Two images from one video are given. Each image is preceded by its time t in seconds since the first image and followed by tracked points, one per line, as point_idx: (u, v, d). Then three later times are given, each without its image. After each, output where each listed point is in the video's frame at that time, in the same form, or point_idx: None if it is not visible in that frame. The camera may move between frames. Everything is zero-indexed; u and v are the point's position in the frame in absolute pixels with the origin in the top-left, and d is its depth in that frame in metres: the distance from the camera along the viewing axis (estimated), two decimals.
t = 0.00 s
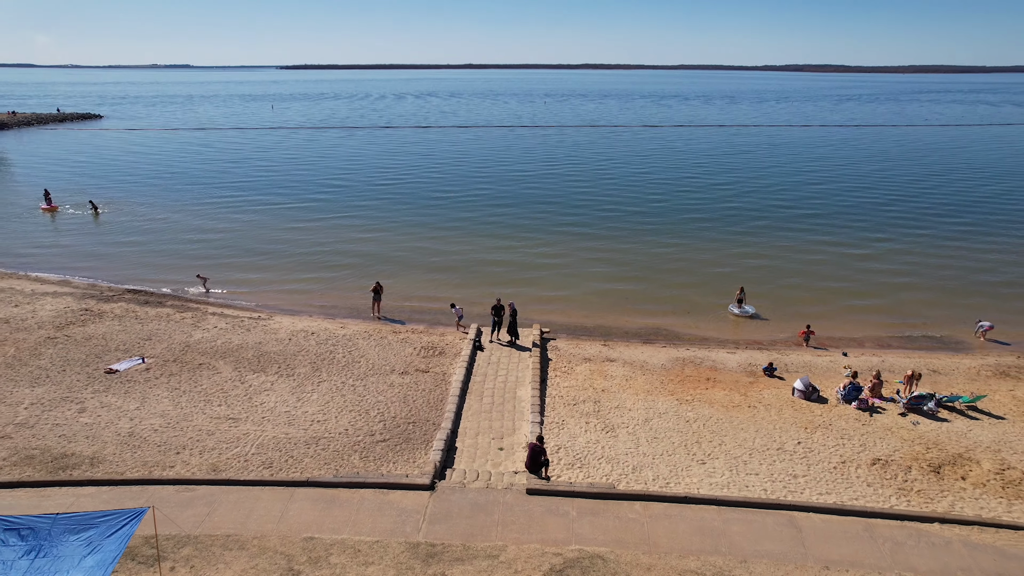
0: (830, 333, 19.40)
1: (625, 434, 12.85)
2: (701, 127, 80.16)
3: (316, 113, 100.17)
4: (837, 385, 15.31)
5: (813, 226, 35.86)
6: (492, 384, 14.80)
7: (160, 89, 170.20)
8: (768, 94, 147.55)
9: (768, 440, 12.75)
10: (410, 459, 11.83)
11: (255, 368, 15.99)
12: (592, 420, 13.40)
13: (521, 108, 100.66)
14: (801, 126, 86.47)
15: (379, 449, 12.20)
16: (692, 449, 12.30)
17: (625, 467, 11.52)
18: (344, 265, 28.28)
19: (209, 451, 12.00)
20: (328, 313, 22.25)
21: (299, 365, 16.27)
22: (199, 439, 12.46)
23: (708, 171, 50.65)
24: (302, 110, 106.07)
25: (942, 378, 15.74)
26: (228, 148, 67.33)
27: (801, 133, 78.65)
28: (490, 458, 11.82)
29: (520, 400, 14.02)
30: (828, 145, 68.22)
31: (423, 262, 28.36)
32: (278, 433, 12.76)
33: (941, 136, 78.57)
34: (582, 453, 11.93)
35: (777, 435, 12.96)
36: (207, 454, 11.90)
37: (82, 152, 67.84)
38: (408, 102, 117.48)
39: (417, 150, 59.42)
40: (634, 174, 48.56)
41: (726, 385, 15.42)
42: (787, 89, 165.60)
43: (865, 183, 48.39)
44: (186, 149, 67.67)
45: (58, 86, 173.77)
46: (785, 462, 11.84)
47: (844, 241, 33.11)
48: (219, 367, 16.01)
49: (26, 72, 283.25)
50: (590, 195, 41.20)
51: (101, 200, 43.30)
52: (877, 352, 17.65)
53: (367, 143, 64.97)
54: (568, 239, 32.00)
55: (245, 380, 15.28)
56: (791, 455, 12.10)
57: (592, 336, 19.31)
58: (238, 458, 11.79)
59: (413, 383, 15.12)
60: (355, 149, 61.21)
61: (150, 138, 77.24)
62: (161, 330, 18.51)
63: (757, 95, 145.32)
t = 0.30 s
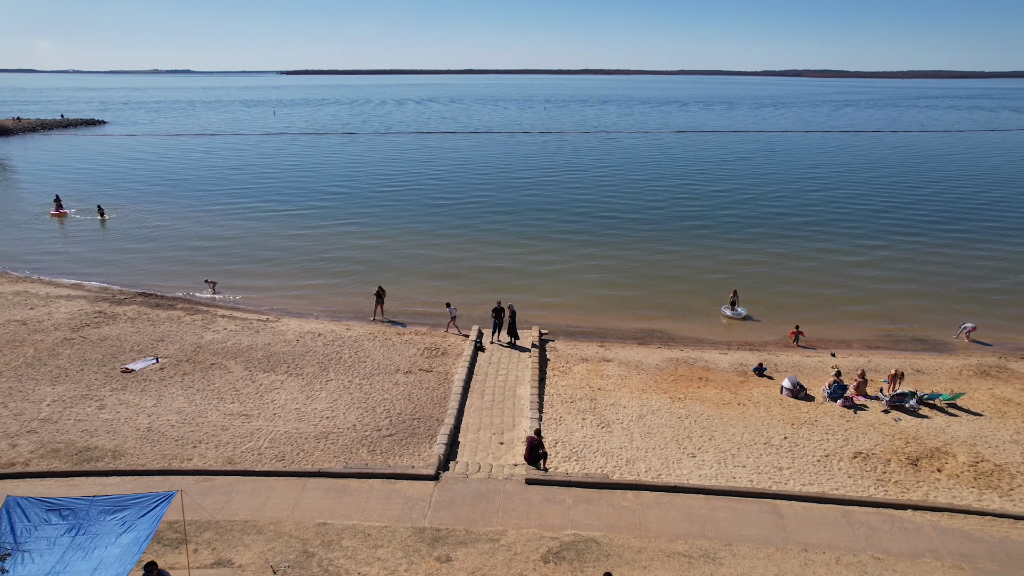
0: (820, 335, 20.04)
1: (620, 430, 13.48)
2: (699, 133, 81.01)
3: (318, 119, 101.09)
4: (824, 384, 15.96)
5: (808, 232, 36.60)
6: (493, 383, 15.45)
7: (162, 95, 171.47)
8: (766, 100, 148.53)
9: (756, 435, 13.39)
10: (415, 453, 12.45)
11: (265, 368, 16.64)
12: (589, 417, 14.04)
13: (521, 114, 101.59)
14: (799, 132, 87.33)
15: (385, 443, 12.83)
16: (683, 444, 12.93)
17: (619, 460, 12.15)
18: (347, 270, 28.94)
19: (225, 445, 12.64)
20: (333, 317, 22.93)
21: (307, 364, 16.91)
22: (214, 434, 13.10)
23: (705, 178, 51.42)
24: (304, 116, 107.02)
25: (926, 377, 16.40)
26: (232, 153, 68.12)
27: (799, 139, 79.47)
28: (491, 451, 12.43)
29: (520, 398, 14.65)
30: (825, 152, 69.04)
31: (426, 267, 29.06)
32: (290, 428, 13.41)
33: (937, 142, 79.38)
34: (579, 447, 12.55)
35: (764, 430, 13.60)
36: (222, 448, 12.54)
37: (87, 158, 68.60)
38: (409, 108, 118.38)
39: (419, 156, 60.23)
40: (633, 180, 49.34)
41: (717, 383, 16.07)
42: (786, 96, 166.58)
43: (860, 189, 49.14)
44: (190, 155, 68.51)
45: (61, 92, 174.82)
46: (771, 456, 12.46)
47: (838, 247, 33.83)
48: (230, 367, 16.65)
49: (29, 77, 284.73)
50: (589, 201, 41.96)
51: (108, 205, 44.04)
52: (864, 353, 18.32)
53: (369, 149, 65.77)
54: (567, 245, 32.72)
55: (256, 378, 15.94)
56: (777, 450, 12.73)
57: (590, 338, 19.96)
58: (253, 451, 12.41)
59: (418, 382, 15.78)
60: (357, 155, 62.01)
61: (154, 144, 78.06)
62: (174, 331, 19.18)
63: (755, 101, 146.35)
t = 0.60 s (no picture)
0: (810, 336, 20.70)
1: (616, 425, 14.12)
2: (698, 139, 81.80)
3: (320, 125, 101.92)
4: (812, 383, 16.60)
5: (803, 238, 37.31)
6: (494, 381, 16.10)
7: (164, 100, 172.29)
8: (765, 106, 149.40)
9: (745, 430, 14.03)
10: (421, 447, 13.08)
11: (275, 367, 17.29)
12: (586, 414, 14.68)
13: (521, 119, 102.41)
14: (796, 137, 88.14)
15: (392, 438, 13.47)
16: (676, 439, 13.56)
17: (614, 454, 12.77)
18: (352, 275, 29.64)
19: (239, 440, 13.27)
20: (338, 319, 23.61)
21: (315, 364, 17.56)
22: (228, 430, 13.74)
23: (703, 184, 52.14)
24: (306, 122, 107.95)
25: (911, 377, 17.05)
26: (236, 159, 68.85)
27: (797, 145, 80.25)
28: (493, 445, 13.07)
29: (520, 397, 15.30)
30: (822, 157, 69.83)
31: (428, 272, 29.74)
32: (300, 424, 14.05)
33: (933, 148, 80.16)
34: (576, 442, 13.19)
35: (753, 426, 14.23)
36: (237, 442, 13.18)
37: (92, 163, 69.31)
38: (411, 113, 119.21)
39: (420, 162, 61.01)
40: (631, 186, 50.07)
41: (709, 383, 16.71)
42: (785, 101, 167.41)
43: (856, 194, 49.83)
44: (194, 160, 69.34)
45: (64, 97, 175.96)
46: (759, 450, 13.09)
47: (832, 252, 34.53)
48: (241, 367, 17.30)
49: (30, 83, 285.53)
50: (588, 207, 42.67)
51: (115, 210, 44.81)
52: (852, 353, 18.97)
53: (371, 155, 66.53)
54: (566, 250, 33.41)
55: (266, 377, 16.59)
56: (765, 445, 13.36)
57: (588, 340, 20.61)
58: (266, 446, 13.05)
59: (422, 381, 16.42)
60: (359, 161, 62.80)
61: (158, 149, 78.81)
62: (185, 333, 19.84)
63: (753, 106, 147.32)
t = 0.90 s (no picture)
0: (802, 338, 21.35)
1: (612, 423, 14.76)
2: (696, 145, 82.57)
3: (322, 131, 102.78)
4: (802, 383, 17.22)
5: (799, 243, 37.99)
6: (495, 381, 16.75)
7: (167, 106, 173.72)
8: (764, 111, 150.21)
9: (736, 427, 14.65)
10: (425, 443, 13.71)
11: (284, 367, 17.96)
12: (584, 412, 15.31)
13: (522, 125, 103.27)
14: (795, 143, 88.89)
15: (398, 434, 14.10)
16: (669, 435, 14.19)
17: (610, 448, 13.40)
18: (356, 280, 30.31)
19: (252, 436, 13.91)
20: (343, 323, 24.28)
21: (323, 365, 18.22)
22: (242, 426, 14.39)
23: (701, 190, 52.86)
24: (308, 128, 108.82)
25: (897, 377, 17.68)
26: (239, 165, 69.61)
27: (795, 151, 81.05)
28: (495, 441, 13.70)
29: (520, 396, 15.93)
30: (820, 163, 70.59)
31: (430, 277, 30.45)
32: (310, 421, 14.68)
33: (931, 154, 80.85)
34: (574, 438, 13.81)
35: (744, 423, 14.87)
36: (250, 438, 13.81)
37: (97, 169, 70.10)
38: (412, 119, 120.15)
39: (422, 168, 61.76)
40: (631, 193, 50.78)
41: (702, 382, 17.35)
42: (785, 107, 168.18)
43: (853, 201, 50.47)
44: (198, 165, 70.10)
45: (68, 104, 176.85)
46: (749, 446, 13.70)
47: (827, 258, 35.20)
48: (252, 367, 17.96)
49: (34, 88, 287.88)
50: (587, 214, 43.41)
51: (122, 216, 45.56)
52: (842, 355, 19.61)
53: (373, 161, 67.31)
54: (565, 256, 34.10)
55: (276, 377, 17.26)
56: (754, 441, 13.98)
57: (586, 342, 21.27)
58: (279, 441, 13.69)
59: (426, 380, 17.06)
60: (362, 167, 63.56)
61: (162, 155, 79.58)
62: (197, 335, 20.52)
63: (753, 112, 148.13)
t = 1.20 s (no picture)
0: (795, 340, 21.99)
1: (608, 420, 15.40)
2: (696, 150, 83.31)
3: (325, 136, 103.68)
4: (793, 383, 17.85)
5: (795, 248, 38.66)
6: (496, 381, 17.40)
7: (170, 111, 174.77)
8: (764, 116, 151.04)
9: (728, 424, 15.28)
10: (430, 439, 14.34)
11: (293, 367, 18.61)
12: (582, 410, 15.95)
13: (523, 131, 104.06)
14: (794, 149, 89.61)
15: (404, 431, 14.73)
16: (664, 431, 14.82)
17: (606, 444, 14.02)
18: (361, 286, 30.99)
19: (264, 432, 14.55)
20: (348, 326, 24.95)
21: (330, 365, 18.88)
22: (254, 423, 15.01)
23: (700, 196, 53.57)
24: (311, 133, 109.78)
25: (885, 377, 18.32)
26: (243, 170, 70.42)
27: (794, 156, 81.74)
28: (496, 436, 14.33)
29: (520, 395, 16.56)
30: (818, 169, 71.27)
31: (433, 282, 31.12)
32: (319, 418, 15.32)
33: (930, 159, 81.50)
34: (572, 434, 14.44)
35: (735, 420, 15.50)
36: (263, 434, 14.45)
37: (103, 175, 70.87)
38: (414, 125, 121.04)
39: (424, 173, 62.54)
40: (630, 198, 51.49)
41: (696, 382, 17.99)
42: (785, 112, 169.05)
43: (850, 206, 51.11)
44: (202, 171, 70.92)
45: (73, 109, 178.14)
46: (739, 442, 14.32)
47: (822, 262, 35.84)
48: (262, 367, 18.62)
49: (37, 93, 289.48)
50: (587, 219, 44.10)
51: (130, 221, 46.36)
52: (832, 356, 20.24)
53: (376, 167, 68.09)
54: (565, 260, 34.77)
55: (286, 376, 17.93)
56: (744, 437, 14.61)
57: (584, 343, 21.92)
58: (291, 436, 14.32)
59: (430, 380, 17.71)
60: (365, 173, 64.33)
61: (166, 160, 80.42)
62: (207, 336, 21.19)
63: (753, 117, 148.87)
